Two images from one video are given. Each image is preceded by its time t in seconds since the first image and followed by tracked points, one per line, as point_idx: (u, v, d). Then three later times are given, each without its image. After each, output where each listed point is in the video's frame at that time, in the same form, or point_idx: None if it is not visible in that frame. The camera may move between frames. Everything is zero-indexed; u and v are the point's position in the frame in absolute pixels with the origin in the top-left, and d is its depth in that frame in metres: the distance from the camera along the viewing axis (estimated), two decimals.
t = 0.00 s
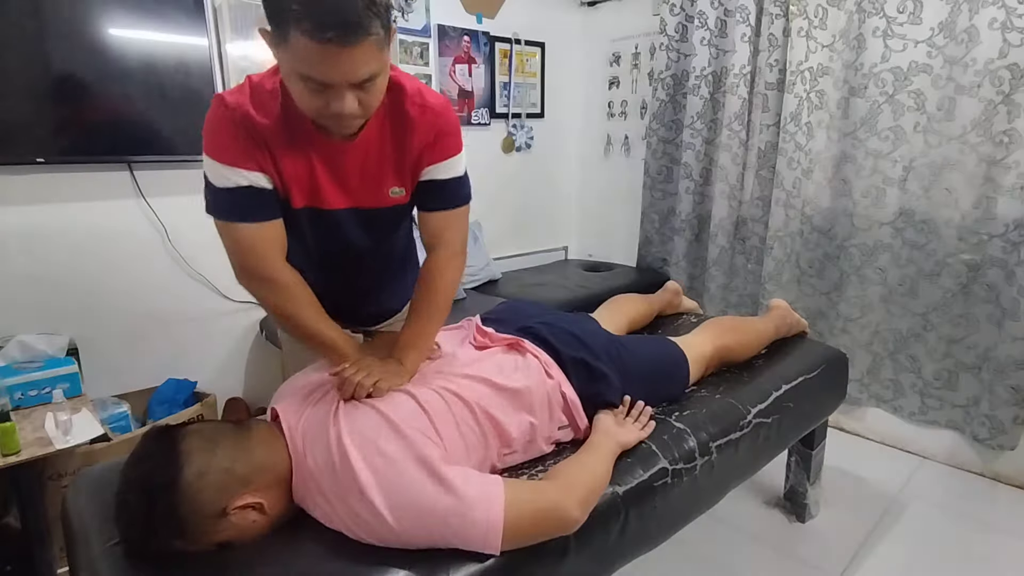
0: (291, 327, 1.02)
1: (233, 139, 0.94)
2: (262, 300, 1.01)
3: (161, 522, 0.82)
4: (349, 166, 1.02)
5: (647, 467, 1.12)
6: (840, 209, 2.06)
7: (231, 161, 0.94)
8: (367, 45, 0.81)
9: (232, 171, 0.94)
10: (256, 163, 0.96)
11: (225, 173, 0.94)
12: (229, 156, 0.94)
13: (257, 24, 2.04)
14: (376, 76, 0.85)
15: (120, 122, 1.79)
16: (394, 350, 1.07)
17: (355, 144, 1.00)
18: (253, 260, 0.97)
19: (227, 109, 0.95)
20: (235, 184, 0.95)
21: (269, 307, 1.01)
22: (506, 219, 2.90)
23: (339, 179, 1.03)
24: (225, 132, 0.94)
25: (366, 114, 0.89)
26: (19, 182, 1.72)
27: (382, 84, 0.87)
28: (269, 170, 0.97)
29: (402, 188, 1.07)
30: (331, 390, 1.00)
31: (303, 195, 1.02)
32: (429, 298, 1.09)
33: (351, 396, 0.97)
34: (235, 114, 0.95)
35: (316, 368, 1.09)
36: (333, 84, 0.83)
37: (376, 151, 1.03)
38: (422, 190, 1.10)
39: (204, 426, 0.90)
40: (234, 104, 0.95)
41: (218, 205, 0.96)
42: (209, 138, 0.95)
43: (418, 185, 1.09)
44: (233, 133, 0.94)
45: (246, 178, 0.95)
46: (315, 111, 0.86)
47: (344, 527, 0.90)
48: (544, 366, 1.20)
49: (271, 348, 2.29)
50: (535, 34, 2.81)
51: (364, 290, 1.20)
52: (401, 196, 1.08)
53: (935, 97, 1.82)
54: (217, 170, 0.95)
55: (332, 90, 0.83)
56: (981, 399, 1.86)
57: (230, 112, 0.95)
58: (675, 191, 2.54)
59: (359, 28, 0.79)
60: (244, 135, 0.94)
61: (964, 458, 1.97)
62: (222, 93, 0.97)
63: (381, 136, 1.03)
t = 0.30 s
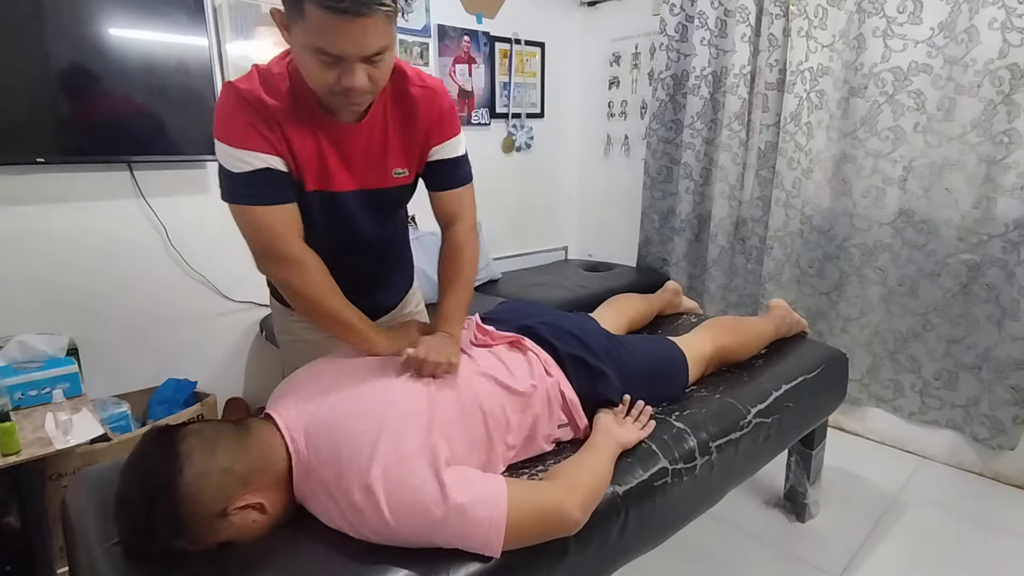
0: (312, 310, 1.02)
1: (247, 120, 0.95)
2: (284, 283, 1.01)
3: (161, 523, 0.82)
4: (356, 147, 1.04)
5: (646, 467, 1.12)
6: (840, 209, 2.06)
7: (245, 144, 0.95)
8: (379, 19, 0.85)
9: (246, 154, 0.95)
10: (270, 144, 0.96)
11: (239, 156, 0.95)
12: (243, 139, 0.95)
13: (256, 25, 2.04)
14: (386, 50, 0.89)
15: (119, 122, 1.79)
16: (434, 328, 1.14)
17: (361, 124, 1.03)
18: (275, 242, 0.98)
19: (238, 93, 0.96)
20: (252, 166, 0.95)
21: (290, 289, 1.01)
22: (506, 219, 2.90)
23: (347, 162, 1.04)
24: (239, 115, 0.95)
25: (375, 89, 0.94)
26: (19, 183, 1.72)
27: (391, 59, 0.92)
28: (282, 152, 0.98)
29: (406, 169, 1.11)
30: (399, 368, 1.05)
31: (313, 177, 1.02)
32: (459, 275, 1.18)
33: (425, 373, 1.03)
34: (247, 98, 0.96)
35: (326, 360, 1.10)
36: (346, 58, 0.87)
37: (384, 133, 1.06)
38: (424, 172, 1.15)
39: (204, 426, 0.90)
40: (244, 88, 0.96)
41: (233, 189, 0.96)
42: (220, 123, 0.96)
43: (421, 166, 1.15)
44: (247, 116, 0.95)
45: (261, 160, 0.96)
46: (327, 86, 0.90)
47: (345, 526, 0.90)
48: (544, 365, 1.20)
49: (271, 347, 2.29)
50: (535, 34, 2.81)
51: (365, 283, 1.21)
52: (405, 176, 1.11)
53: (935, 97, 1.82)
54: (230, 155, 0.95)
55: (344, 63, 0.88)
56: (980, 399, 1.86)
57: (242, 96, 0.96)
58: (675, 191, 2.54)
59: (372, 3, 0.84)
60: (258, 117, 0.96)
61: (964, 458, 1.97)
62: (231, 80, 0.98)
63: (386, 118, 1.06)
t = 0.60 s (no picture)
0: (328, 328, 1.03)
1: (276, 144, 0.94)
2: (302, 302, 1.01)
3: (160, 523, 0.82)
4: (382, 173, 1.04)
5: (647, 467, 1.12)
6: (840, 209, 2.06)
7: (273, 168, 0.94)
8: (423, 59, 0.84)
9: (274, 177, 0.95)
10: (298, 169, 0.96)
11: (266, 179, 0.95)
12: (273, 163, 0.94)
13: (256, 24, 2.03)
14: (426, 89, 0.88)
15: (119, 122, 1.79)
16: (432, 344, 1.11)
17: (389, 152, 1.03)
18: (297, 263, 0.98)
19: (268, 114, 0.95)
20: (280, 190, 0.95)
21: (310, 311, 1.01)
22: (506, 219, 2.90)
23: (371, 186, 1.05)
24: (270, 139, 0.94)
25: (410, 124, 0.93)
26: (19, 182, 1.72)
27: (430, 95, 0.91)
28: (309, 177, 0.98)
29: (431, 197, 1.11)
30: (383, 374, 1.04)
31: (338, 201, 1.03)
32: (463, 296, 1.14)
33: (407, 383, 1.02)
34: (278, 120, 0.95)
35: (333, 362, 1.11)
36: (387, 96, 0.86)
37: (410, 160, 1.06)
38: (450, 199, 1.14)
39: (203, 426, 0.90)
40: (276, 109, 0.95)
41: (259, 211, 0.96)
42: (249, 141, 0.95)
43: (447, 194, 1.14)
44: (277, 140, 0.95)
45: (289, 185, 0.95)
46: (364, 119, 0.89)
47: (346, 526, 0.90)
48: (545, 368, 1.20)
49: (271, 347, 2.29)
50: (535, 34, 2.81)
51: (374, 289, 1.21)
52: (429, 203, 1.11)
53: (935, 97, 1.82)
54: (258, 175, 0.95)
55: (384, 100, 0.87)
56: (980, 399, 1.87)
57: (273, 118, 0.95)
58: (675, 191, 2.54)
59: (419, 45, 0.82)
60: (288, 141, 0.95)
61: (963, 457, 1.97)
62: (262, 97, 0.96)
63: (414, 145, 1.06)
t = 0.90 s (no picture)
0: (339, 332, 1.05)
1: (295, 150, 0.95)
2: (311, 302, 1.03)
3: (160, 522, 0.83)
4: (401, 180, 1.04)
5: (646, 467, 1.12)
6: (840, 209, 2.06)
7: (290, 173, 0.95)
8: (452, 75, 0.85)
9: (293, 181, 0.96)
10: (315, 175, 0.97)
11: (284, 183, 0.95)
12: (290, 168, 0.95)
13: (256, 24, 2.03)
14: (452, 102, 0.89)
15: (119, 122, 1.79)
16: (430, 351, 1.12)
17: (409, 160, 1.03)
18: (312, 269, 1.00)
19: (289, 119, 0.95)
20: (297, 194, 0.96)
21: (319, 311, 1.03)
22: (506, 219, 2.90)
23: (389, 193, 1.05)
24: (289, 144, 0.95)
25: (432, 134, 0.93)
26: (19, 182, 1.72)
27: (454, 108, 0.91)
28: (325, 182, 0.99)
29: (449, 204, 1.11)
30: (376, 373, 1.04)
31: (356, 207, 1.04)
32: (466, 305, 1.15)
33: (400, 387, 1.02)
34: (298, 126, 0.95)
35: (336, 362, 1.12)
36: (413, 109, 0.86)
37: (429, 168, 1.06)
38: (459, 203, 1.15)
39: (203, 426, 0.90)
40: (296, 114, 0.95)
41: (275, 216, 0.97)
42: (269, 144, 0.95)
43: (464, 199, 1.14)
44: (295, 145, 0.95)
45: (305, 190, 0.97)
46: (387, 129, 0.90)
47: (346, 527, 0.90)
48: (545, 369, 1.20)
49: (271, 347, 2.29)
50: (535, 34, 2.81)
51: (379, 292, 1.22)
52: (447, 210, 1.12)
53: (935, 97, 1.82)
54: (276, 179, 0.96)
55: (410, 112, 0.87)
56: (980, 399, 1.87)
57: (293, 123, 0.95)
58: (675, 191, 2.54)
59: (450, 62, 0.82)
60: (307, 146, 0.96)
61: (963, 457, 1.97)
62: (283, 100, 0.96)
63: (433, 153, 1.06)
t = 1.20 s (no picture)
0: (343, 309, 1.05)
1: (296, 118, 0.96)
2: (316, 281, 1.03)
3: (162, 522, 0.83)
4: (396, 151, 1.06)
5: (647, 467, 1.12)
6: (839, 209, 2.06)
7: (292, 140, 0.96)
8: (455, 33, 0.88)
9: (293, 151, 0.97)
10: (316, 143, 0.98)
11: (285, 152, 0.96)
12: (292, 136, 0.96)
13: (256, 24, 2.03)
14: (453, 63, 0.92)
15: (119, 123, 1.79)
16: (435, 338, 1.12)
17: (404, 131, 1.06)
18: (315, 241, 1.00)
19: (289, 90, 0.97)
20: (298, 162, 0.97)
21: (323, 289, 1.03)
22: (505, 219, 2.90)
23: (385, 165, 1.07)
24: (290, 112, 0.96)
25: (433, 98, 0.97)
26: (19, 182, 1.72)
27: (454, 70, 0.95)
28: (326, 152, 1.00)
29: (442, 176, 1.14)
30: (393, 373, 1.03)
31: (353, 178, 1.05)
32: (462, 287, 1.15)
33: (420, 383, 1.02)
34: (298, 96, 0.97)
35: (332, 359, 1.11)
36: (418, 67, 0.89)
37: (421, 142, 1.09)
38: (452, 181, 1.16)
39: (204, 425, 0.90)
40: (296, 85, 0.98)
41: (276, 185, 0.97)
42: (268, 115, 0.97)
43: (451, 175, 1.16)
44: (296, 114, 0.96)
45: (307, 158, 0.97)
46: (391, 91, 0.92)
47: (346, 526, 0.90)
48: (546, 367, 1.20)
49: (271, 348, 2.29)
50: (535, 34, 2.81)
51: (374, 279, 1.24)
52: (440, 182, 1.14)
53: (935, 97, 1.82)
54: (277, 150, 0.96)
55: (414, 71, 0.90)
56: (980, 399, 1.87)
57: (292, 93, 0.97)
58: (675, 191, 2.54)
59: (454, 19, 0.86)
60: (308, 115, 0.97)
61: (963, 457, 1.97)
62: (281, 75, 0.99)
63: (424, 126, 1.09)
